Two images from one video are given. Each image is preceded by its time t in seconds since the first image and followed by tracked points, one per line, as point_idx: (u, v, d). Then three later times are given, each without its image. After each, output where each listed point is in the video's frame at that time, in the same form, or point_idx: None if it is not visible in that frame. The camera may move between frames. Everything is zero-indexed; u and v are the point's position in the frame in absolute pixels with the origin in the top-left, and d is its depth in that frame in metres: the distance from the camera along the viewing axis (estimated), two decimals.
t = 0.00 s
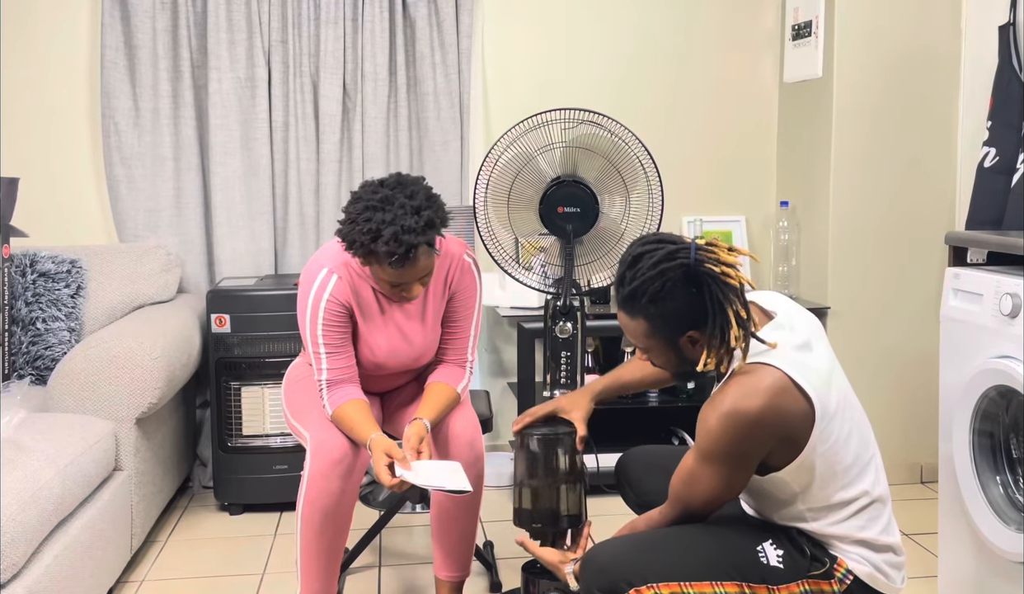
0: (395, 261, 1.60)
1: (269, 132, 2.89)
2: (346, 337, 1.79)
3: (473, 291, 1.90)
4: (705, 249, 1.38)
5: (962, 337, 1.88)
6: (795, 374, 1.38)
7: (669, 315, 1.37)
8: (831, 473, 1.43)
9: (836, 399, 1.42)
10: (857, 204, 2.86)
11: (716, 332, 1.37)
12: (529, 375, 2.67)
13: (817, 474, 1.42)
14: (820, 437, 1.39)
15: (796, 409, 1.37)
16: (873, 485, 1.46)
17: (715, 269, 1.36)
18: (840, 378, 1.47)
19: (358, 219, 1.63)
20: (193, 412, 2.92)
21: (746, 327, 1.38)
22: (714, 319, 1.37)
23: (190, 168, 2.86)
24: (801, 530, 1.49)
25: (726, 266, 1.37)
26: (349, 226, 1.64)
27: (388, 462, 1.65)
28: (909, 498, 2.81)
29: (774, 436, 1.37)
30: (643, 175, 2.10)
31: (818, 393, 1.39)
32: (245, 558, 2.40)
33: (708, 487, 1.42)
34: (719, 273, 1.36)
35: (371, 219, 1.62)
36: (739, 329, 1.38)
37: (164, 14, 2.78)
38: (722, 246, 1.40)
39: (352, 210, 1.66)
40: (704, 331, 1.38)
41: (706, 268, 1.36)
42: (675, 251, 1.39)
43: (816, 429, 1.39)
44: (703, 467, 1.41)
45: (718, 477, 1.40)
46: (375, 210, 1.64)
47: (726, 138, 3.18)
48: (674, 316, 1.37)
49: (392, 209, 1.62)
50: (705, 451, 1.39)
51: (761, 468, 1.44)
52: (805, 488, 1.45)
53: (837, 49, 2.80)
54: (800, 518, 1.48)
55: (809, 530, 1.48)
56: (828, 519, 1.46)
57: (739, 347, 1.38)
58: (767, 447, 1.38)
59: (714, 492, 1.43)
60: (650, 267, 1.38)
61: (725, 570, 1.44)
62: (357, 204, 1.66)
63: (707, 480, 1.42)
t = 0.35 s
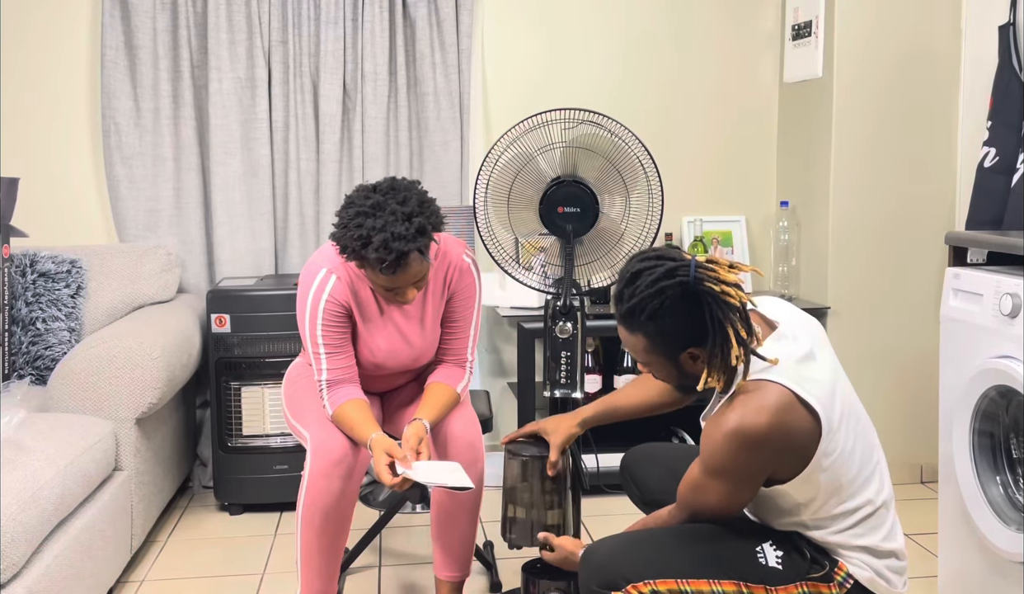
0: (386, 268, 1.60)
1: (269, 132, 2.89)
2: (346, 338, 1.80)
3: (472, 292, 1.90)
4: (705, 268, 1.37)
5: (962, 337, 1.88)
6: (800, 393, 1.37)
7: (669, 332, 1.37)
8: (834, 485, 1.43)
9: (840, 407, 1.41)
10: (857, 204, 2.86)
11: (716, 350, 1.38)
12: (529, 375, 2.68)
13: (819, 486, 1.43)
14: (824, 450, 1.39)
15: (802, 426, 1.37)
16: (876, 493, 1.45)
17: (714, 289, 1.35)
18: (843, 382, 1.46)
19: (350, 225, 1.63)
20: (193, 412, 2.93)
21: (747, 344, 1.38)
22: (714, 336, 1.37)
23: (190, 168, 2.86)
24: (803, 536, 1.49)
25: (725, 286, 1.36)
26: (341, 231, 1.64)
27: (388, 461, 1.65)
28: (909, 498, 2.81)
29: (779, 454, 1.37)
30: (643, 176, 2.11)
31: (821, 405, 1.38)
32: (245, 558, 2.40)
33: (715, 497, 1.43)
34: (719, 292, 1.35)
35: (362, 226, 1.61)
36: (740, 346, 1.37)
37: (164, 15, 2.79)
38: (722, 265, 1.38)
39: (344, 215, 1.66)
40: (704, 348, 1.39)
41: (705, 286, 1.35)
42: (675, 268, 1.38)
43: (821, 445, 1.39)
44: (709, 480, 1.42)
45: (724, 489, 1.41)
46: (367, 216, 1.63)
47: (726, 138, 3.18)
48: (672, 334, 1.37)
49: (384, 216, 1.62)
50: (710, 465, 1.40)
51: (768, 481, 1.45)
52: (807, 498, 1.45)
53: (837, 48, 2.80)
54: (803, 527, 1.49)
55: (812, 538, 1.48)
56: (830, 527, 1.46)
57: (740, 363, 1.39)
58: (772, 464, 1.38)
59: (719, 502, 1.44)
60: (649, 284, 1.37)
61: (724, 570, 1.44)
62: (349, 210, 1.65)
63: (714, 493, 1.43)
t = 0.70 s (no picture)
0: (384, 269, 1.60)
1: (269, 132, 2.89)
2: (346, 338, 1.80)
3: (472, 292, 1.89)
4: (696, 284, 1.38)
5: (962, 338, 1.88)
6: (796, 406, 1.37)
7: (661, 350, 1.36)
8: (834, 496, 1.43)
9: (835, 414, 1.41)
10: (857, 205, 2.86)
11: (709, 366, 1.37)
12: (529, 375, 2.68)
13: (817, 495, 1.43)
14: (821, 458, 1.38)
15: (798, 437, 1.36)
16: (876, 496, 1.45)
17: (706, 304, 1.36)
18: (837, 388, 1.46)
19: (348, 227, 1.63)
20: (193, 412, 2.93)
21: (740, 359, 1.37)
22: (706, 353, 1.36)
23: (190, 168, 2.86)
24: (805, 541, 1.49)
25: (717, 300, 1.36)
26: (339, 232, 1.64)
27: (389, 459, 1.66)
28: (908, 498, 2.81)
29: (776, 465, 1.37)
30: (643, 176, 2.10)
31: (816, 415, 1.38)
32: (245, 558, 2.40)
33: (713, 504, 1.44)
34: (711, 307, 1.36)
35: (360, 227, 1.61)
36: (733, 361, 1.36)
37: (164, 15, 2.79)
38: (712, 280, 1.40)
39: (342, 217, 1.66)
40: (697, 365, 1.38)
41: (696, 302, 1.36)
42: (665, 285, 1.38)
43: (819, 454, 1.38)
44: (707, 488, 1.42)
45: (721, 497, 1.42)
46: (365, 217, 1.63)
47: (726, 138, 3.18)
48: (664, 352, 1.36)
49: (382, 217, 1.62)
50: (708, 475, 1.40)
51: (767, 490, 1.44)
52: (807, 507, 1.45)
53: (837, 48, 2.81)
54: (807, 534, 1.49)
55: (814, 544, 1.48)
56: (832, 534, 1.46)
57: (734, 379, 1.38)
58: (768, 474, 1.38)
59: (718, 509, 1.44)
60: (639, 303, 1.37)
61: (721, 569, 1.44)
62: (348, 210, 1.65)
63: (712, 500, 1.43)
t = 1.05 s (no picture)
0: (383, 273, 1.61)
1: (269, 132, 2.88)
2: (346, 338, 1.80)
3: (472, 293, 1.89)
4: (685, 293, 1.37)
5: (962, 338, 1.88)
6: (792, 410, 1.37)
7: (651, 361, 1.37)
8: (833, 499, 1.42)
9: (831, 415, 1.41)
10: (857, 205, 2.86)
11: (700, 376, 1.36)
12: (529, 375, 2.68)
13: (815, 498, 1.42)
14: (818, 461, 1.39)
15: (794, 442, 1.36)
16: (874, 496, 1.45)
17: (694, 314, 1.35)
18: (831, 390, 1.46)
19: (347, 231, 1.63)
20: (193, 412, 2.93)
21: (731, 368, 1.37)
22: (697, 363, 1.36)
23: (190, 168, 2.86)
24: (807, 544, 1.49)
25: (706, 310, 1.36)
26: (338, 236, 1.64)
27: (390, 458, 1.66)
28: (908, 498, 2.81)
29: (773, 469, 1.37)
30: (643, 176, 2.10)
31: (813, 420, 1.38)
32: (244, 558, 2.40)
33: (711, 508, 1.44)
34: (699, 317, 1.35)
35: (359, 231, 1.61)
36: (724, 371, 1.36)
37: (164, 15, 2.79)
38: (702, 289, 1.39)
39: (341, 221, 1.66)
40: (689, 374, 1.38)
41: (687, 312, 1.36)
42: (654, 296, 1.38)
43: (816, 458, 1.38)
44: (705, 493, 1.43)
45: (719, 501, 1.42)
46: (364, 221, 1.63)
47: (726, 138, 3.18)
48: (655, 362, 1.37)
49: (380, 222, 1.61)
50: (705, 480, 1.41)
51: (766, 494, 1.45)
52: (807, 510, 1.45)
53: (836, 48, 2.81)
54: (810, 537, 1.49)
55: (815, 547, 1.48)
56: (833, 537, 1.46)
57: (726, 388, 1.38)
58: (766, 478, 1.38)
59: (716, 513, 1.45)
60: (629, 314, 1.37)
61: (722, 568, 1.45)
62: (348, 214, 1.65)
63: (711, 505, 1.44)
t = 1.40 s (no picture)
0: (378, 279, 1.60)
1: (269, 132, 2.88)
2: (345, 339, 1.80)
3: (472, 293, 1.89)
4: (686, 291, 1.38)
5: (962, 338, 1.88)
6: (791, 409, 1.37)
7: (652, 359, 1.37)
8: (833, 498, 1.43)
9: (832, 414, 1.41)
10: (856, 205, 2.86)
11: (702, 374, 1.37)
12: (529, 375, 2.68)
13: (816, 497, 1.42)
14: (818, 460, 1.38)
15: (794, 440, 1.36)
16: (874, 496, 1.45)
17: (695, 311, 1.36)
18: (831, 389, 1.46)
19: (342, 237, 1.63)
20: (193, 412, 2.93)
21: (732, 367, 1.37)
22: (698, 361, 1.36)
23: (190, 168, 2.86)
24: (809, 544, 1.48)
25: (707, 308, 1.36)
26: (333, 242, 1.65)
27: (389, 457, 1.68)
28: (908, 499, 2.81)
29: (774, 467, 1.37)
30: (643, 176, 2.10)
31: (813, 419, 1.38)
32: (245, 558, 2.40)
33: (712, 507, 1.44)
34: (700, 314, 1.36)
35: (354, 237, 1.61)
36: (725, 368, 1.36)
37: (164, 15, 2.79)
38: (703, 287, 1.39)
39: (335, 227, 1.66)
40: (689, 372, 1.38)
41: (688, 310, 1.36)
42: (655, 294, 1.38)
43: (816, 456, 1.38)
44: (704, 491, 1.43)
45: (720, 499, 1.42)
46: (359, 227, 1.63)
47: (726, 138, 3.17)
48: (656, 360, 1.37)
49: (375, 227, 1.62)
50: (705, 478, 1.41)
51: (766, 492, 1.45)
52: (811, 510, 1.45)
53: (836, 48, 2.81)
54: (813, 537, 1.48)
55: (817, 547, 1.48)
56: (835, 537, 1.46)
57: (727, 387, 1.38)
58: (766, 476, 1.38)
59: (717, 511, 1.45)
60: (629, 313, 1.38)
61: (724, 569, 1.44)
62: (342, 220, 1.65)
63: (711, 503, 1.44)
